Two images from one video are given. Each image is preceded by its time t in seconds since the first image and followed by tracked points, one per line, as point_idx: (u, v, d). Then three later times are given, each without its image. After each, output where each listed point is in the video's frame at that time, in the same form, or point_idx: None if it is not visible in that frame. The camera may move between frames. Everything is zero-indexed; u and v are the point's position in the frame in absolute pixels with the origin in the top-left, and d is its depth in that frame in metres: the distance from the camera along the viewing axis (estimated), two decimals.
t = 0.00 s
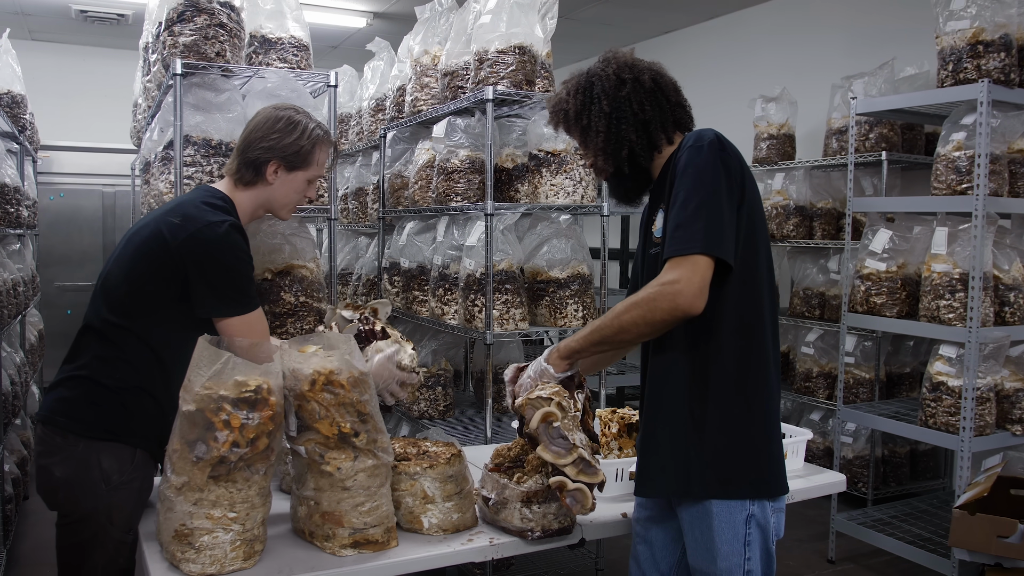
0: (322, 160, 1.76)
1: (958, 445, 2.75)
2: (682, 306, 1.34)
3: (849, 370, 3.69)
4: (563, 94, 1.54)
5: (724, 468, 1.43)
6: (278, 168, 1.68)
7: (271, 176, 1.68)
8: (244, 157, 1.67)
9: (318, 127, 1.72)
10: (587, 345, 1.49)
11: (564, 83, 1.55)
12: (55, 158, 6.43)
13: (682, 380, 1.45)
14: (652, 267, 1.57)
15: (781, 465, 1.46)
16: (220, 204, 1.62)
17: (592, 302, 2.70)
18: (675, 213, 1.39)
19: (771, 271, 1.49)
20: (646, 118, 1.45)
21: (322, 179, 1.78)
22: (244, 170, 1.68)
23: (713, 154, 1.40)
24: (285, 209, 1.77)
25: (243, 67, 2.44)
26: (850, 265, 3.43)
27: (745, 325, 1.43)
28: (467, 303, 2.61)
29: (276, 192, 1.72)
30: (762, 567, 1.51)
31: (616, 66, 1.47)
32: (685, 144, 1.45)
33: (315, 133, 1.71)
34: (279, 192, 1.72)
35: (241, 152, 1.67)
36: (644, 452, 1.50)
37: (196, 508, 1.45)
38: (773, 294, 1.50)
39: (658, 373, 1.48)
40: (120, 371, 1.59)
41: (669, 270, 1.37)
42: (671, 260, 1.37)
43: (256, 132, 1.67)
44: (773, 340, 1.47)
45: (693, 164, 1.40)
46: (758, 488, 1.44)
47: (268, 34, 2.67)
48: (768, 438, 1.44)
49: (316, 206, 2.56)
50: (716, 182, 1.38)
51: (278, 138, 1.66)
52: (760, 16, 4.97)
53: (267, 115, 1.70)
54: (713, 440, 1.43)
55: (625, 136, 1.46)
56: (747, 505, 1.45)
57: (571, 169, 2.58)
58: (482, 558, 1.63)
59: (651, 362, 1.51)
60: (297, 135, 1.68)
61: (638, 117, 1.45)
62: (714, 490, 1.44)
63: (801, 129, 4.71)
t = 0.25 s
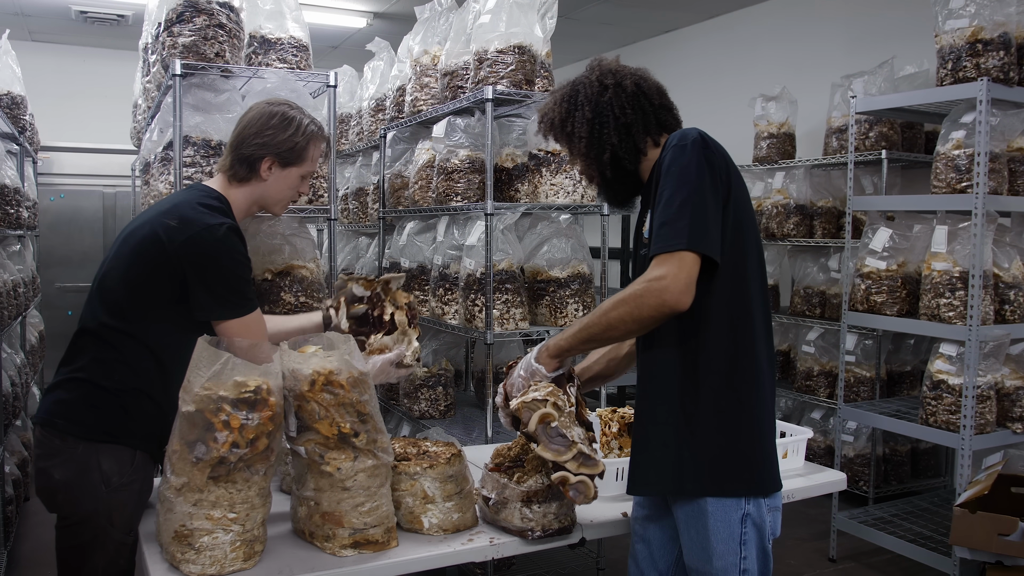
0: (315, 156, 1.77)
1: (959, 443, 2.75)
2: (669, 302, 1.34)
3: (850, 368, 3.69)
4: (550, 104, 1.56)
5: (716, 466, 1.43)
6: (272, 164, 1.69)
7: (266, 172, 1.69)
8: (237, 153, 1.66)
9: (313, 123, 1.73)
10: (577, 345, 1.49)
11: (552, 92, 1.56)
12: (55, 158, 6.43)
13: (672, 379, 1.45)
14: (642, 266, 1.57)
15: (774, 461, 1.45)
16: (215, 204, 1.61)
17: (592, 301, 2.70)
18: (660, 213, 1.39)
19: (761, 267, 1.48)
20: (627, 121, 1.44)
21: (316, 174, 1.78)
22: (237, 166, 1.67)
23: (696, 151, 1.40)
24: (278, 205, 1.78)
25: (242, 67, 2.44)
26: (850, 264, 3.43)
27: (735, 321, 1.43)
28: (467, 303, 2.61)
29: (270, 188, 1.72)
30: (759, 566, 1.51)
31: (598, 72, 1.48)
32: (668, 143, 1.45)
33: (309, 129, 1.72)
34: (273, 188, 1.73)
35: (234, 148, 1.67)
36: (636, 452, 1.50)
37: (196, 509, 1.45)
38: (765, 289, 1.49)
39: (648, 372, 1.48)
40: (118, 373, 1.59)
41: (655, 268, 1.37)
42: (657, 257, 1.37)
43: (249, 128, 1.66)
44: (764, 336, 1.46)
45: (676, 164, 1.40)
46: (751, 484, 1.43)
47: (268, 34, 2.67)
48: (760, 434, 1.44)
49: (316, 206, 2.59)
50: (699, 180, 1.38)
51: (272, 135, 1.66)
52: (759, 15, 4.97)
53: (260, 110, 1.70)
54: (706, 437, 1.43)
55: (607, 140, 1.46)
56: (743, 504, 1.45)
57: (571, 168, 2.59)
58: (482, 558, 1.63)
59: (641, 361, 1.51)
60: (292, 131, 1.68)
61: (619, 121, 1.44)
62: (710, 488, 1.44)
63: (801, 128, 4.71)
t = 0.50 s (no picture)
0: (307, 151, 1.77)
1: (959, 443, 2.75)
2: (646, 297, 1.34)
3: (850, 368, 3.70)
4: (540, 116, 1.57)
5: (706, 464, 1.43)
6: (265, 158, 1.69)
7: (259, 166, 1.69)
8: (230, 147, 1.66)
9: (305, 118, 1.73)
10: (560, 346, 1.49)
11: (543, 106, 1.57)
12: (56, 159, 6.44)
13: (660, 379, 1.45)
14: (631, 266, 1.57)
15: (766, 459, 1.45)
16: (210, 203, 1.61)
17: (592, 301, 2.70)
18: (639, 214, 1.39)
19: (750, 263, 1.47)
20: (614, 127, 1.45)
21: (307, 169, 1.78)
22: (229, 160, 1.67)
23: (675, 150, 1.40)
24: (269, 200, 1.77)
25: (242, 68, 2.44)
26: (850, 264, 3.43)
27: (722, 320, 1.42)
28: (467, 303, 2.62)
29: (262, 182, 1.72)
30: (759, 567, 1.51)
31: (585, 81, 1.50)
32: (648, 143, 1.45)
33: (301, 123, 1.72)
34: (265, 182, 1.72)
35: (226, 142, 1.67)
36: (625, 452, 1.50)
37: (196, 510, 1.45)
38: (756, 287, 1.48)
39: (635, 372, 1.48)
40: (116, 376, 1.59)
41: (633, 266, 1.37)
42: (636, 254, 1.37)
43: (242, 121, 1.66)
44: (753, 334, 1.45)
45: (655, 163, 1.40)
46: (743, 482, 1.43)
47: (267, 35, 2.67)
48: (751, 432, 1.43)
49: (316, 207, 2.55)
50: (678, 179, 1.38)
51: (265, 128, 1.66)
52: (759, 15, 4.98)
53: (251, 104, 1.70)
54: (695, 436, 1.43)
55: (594, 145, 1.46)
56: (741, 506, 1.45)
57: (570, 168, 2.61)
58: (482, 559, 1.62)
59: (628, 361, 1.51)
60: (285, 126, 1.68)
61: (606, 127, 1.45)
62: (701, 486, 1.44)
63: (801, 128, 4.71)
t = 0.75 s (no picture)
0: (299, 149, 1.77)
1: (961, 445, 2.75)
2: (633, 300, 1.35)
3: (850, 370, 3.70)
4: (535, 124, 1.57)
5: (703, 467, 1.43)
6: (258, 157, 1.69)
7: (251, 165, 1.69)
8: (222, 146, 1.66)
9: (296, 117, 1.73)
10: (552, 349, 1.50)
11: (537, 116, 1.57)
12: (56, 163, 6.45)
13: (655, 382, 1.45)
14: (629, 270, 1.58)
15: (764, 462, 1.43)
16: (205, 204, 1.61)
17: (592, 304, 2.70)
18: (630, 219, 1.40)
19: (747, 266, 1.46)
20: (608, 134, 1.46)
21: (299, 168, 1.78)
22: (221, 159, 1.67)
23: (665, 154, 1.40)
24: (262, 200, 1.77)
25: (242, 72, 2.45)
26: (850, 266, 3.43)
27: (717, 322, 1.42)
28: (468, 307, 2.62)
29: (254, 181, 1.72)
30: (760, 570, 1.50)
31: (578, 88, 1.50)
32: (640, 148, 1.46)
33: (292, 122, 1.72)
34: (258, 181, 1.72)
35: (218, 142, 1.67)
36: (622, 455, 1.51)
37: (196, 515, 1.44)
38: (754, 289, 1.47)
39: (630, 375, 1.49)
40: (116, 380, 1.59)
41: (621, 270, 1.38)
42: (625, 257, 1.38)
43: (234, 121, 1.66)
44: (750, 337, 1.44)
45: (646, 167, 1.40)
46: (741, 485, 1.42)
47: (267, 39, 2.67)
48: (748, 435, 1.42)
49: (315, 211, 2.50)
50: (668, 182, 1.38)
51: (256, 127, 1.66)
52: (758, 17, 4.98)
53: (242, 105, 1.70)
54: (692, 439, 1.43)
55: (589, 152, 1.47)
56: (743, 510, 1.45)
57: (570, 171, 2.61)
58: (483, 563, 1.62)
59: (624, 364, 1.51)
60: (276, 125, 1.68)
61: (601, 133, 1.46)
62: (698, 490, 1.43)
63: (800, 130, 4.71)
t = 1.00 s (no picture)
0: (293, 146, 1.76)
1: (963, 446, 2.75)
2: (626, 302, 1.35)
3: (851, 372, 3.70)
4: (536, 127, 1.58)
5: (703, 469, 1.42)
6: (252, 155, 1.69)
7: (245, 164, 1.69)
8: (216, 146, 1.67)
9: (287, 115, 1.73)
10: (548, 352, 1.50)
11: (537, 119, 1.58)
12: (57, 167, 6.46)
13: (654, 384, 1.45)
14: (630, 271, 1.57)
15: (765, 464, 1.43)
16: (202, 205, 1.62)
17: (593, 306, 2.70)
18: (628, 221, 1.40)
19: (747, 267, 1.45)
20: (609, 137, 1.46)
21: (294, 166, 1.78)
22: (216, 159, 1.68)
23: (662, 156, 1.40)
24: (257, 199, 1.77)
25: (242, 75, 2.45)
26: (851, 267, 3.42)
27: (716, 325, 1.42)
28: (468, 309, 2.62)
29: (249, 180, 1.72)
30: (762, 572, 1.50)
31: (579, 91, 1.50)
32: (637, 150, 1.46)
33: (283, 119, 1.71)
34: (253, 180, 1.72)
35: (212, 141, 1.67)
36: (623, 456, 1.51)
37: (197, 518, 1.44)
38: (754, 291, 1.47)
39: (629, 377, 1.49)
40: (115, 383, 1.59)
41: (616, 272, 1.38)
42: (619, 259, 1.38)
43: (227, 121, 1.67)
44: (750, 338, 1.43)
45: (643, 170, 1.40)
46: (741, 487, 1.42)
47: (267, 42, 2.67)
48: (748, 437, 1.42)
49: (315, 213, 2.49)
50: (665, 184, 1.38)
51: (248, 125, 1.66)
52: (757, 18, 4.98)
53: (234, 105, 1.70)
54: (693, 441, 1.43)
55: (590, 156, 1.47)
56: (745, 512, 1.44)
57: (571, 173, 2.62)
58: (484, 566, 1.62)
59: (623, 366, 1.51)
60: (267, 123, 1.68)
61: (602, 137, 1.46)
62: (698, 492, 1.43)
63: (800, 131, 4.71)
